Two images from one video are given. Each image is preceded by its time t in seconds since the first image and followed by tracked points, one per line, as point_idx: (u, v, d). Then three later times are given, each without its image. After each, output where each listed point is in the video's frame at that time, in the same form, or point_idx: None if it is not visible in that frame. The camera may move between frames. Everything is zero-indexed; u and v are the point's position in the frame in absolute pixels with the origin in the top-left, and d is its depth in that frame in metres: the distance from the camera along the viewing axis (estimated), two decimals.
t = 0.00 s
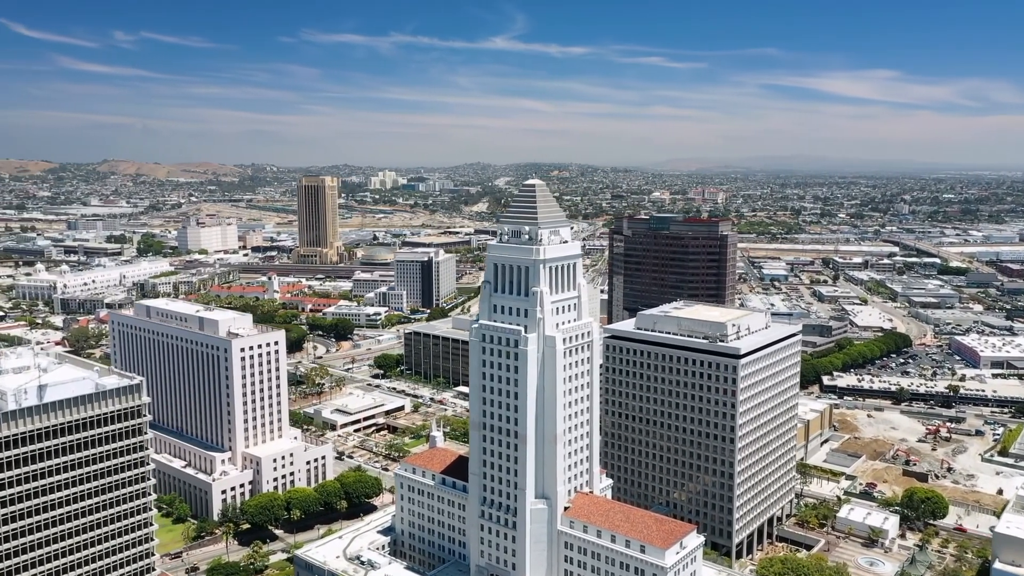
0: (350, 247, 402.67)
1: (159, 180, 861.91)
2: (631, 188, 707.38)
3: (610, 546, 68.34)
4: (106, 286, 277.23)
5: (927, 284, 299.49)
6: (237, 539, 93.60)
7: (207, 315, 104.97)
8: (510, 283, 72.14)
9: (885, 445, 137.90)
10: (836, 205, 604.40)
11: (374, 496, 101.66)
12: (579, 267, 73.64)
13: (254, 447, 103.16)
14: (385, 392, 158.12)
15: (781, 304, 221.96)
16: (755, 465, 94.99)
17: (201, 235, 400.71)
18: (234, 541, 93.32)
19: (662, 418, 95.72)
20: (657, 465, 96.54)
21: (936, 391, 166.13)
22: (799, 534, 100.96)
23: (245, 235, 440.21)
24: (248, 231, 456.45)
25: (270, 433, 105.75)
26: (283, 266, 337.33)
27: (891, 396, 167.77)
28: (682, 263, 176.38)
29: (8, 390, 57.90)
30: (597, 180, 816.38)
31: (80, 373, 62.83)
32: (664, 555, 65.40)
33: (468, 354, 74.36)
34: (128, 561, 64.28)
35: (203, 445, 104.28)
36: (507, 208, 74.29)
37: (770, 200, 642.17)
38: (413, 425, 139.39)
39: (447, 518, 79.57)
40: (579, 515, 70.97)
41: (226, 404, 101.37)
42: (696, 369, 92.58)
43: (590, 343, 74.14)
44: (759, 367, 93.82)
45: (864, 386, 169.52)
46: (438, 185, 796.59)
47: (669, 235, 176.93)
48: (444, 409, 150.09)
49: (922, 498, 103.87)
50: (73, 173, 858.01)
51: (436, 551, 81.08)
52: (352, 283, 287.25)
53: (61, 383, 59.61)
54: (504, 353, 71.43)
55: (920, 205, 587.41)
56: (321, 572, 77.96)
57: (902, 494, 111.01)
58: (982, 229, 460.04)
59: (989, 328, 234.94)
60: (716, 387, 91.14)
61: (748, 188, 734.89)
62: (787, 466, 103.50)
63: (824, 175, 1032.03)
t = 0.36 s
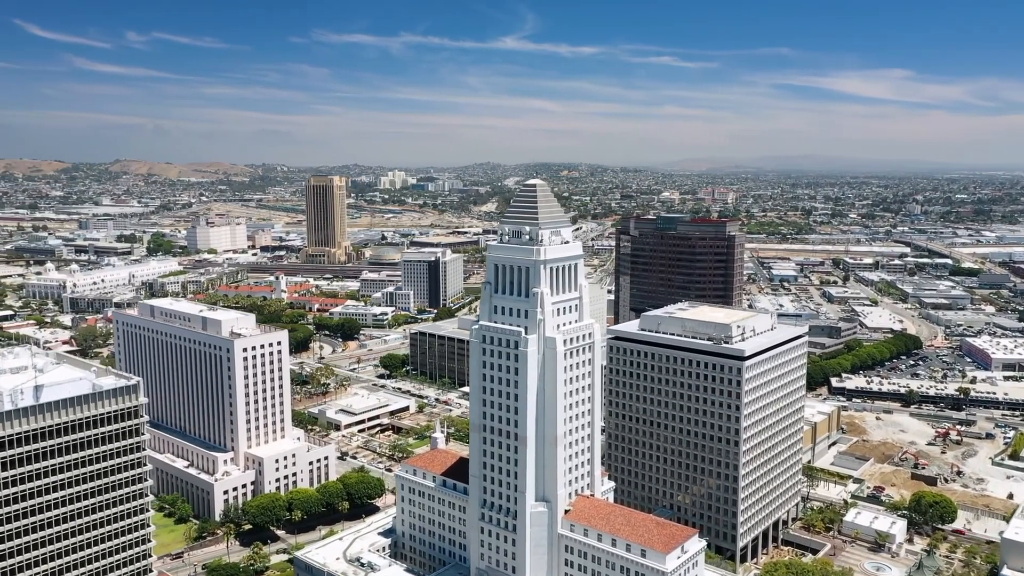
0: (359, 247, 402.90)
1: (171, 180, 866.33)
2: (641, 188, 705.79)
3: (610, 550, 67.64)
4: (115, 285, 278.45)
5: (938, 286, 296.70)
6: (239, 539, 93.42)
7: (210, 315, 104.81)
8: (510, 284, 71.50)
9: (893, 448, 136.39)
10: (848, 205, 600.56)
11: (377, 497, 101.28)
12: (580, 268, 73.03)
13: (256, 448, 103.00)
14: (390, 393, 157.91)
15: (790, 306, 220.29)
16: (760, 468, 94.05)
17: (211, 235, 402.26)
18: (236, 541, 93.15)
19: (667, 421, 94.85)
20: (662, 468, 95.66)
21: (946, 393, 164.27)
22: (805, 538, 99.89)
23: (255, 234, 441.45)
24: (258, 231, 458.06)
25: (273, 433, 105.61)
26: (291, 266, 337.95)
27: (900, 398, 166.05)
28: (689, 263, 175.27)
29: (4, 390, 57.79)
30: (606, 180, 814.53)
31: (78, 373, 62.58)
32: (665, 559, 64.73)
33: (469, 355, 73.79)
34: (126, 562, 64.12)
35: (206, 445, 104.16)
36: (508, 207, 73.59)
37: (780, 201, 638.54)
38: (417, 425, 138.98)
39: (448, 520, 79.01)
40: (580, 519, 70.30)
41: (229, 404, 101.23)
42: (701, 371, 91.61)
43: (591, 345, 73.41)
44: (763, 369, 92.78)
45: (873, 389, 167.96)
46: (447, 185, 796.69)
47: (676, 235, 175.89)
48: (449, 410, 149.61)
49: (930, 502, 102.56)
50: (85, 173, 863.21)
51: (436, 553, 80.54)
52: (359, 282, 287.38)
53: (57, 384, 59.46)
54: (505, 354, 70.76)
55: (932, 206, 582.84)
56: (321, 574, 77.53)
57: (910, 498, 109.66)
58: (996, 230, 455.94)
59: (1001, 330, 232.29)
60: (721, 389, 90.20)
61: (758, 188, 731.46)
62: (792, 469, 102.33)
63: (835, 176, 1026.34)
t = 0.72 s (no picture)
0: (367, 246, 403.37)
1: (182, 180, 870.81)
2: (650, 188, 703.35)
3: (611, 555, 66.83)
4: (124, 284, 279.68)
5: (950, 287, 293.75)
6: (241, 540, 93.15)
7: (213, 315, 104.61)
8: (511, 285, 70.82)
9: (902, 451, 134.90)
10: (859, 205, 596.40)
11: (379, 498, 100.80)
12: (582, 269, 72.20)
13: (259, 448, 102.79)
14: (396, 393, 157.64)
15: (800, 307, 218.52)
16: (766, 472, 93.02)
17: (221, 235, 403.74)
18: (238, 542, 92.88)
19: (671, 423, 93.90)
20: (666, 470, 94.78)
21: (957, 395, 162.26)
22: (811, 543, 98.71)
23: (264, 234, 442.65)
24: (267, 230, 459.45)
25: (275, 434, 105.41)
26: (300, 266, 338.56)
27: (910, 400, 164.23)
28: (697, 264, 173.98)
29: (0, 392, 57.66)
30: (616, 180, 812.69)
31: (74, 374, 62.36)
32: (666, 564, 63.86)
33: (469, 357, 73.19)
34: (124, 563, 63.93)
35: (208, 445, 104.14)
36: (509, 208, 72.90)
37: (792, 201, 634.82)
38: (422, 426, 138.52)
39: (449, 522, 78.40)
40: (580, 522, 69.49)
41: (231, 404, 101.03)
42: (705, 373, 90.61)
43: (593, 346, 72.61)
44: (769, 371, 91.63)
45: (883, 391, 166.24)
46: (457, 185, 796.74)
47: (683, 236, 174.66)
48: (454, 410, 149.07)
49: (939, 507, 101.10)
50: (98, 173, 868.82)
51: (437, 556, 79.93)
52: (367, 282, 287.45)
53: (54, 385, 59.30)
54: (505, 355, 70.11)
55: (945, 206, 577.79)
56: None
57: (918, 502, 108.24)
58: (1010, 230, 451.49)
59: (1013, 332, 229.55)
60: (725, 391, 89.18)
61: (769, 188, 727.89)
62: (798, 473, 101.14)
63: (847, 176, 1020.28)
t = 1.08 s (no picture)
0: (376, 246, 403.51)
1: (194, 179, 874.86)
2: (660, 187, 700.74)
3: (611, 558, 66.07)
4: (133, 283, 280.81)
5: (962, 287, 290.68)
6: (243, 541, 92.86)
7: (216, 314, 104.45)
8: (511, 285, 70.20)
9: (911, 454, 133.38)
10: (871, 205, 591.95)
11: (381, 499, 100.28)
12: (583, 269, 71.48)
13: (261, 448, 102.61)
14: (401, 393, 157.30)
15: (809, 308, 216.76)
16: (771, 475, 91.95)
17: (230, 234, 404.99)
18: (240, 543, 92.62)
19: (674, 424, 93.03)
20: (670, 472, 93.92)
21: (967, 397, 160.30)
22: (816, 546, 97.56)
23: (273, 233, 443.73)
24: (276, 229, 460.57)
25: (278, 434, 105.21)
26: (308, 265, 338.96)
27: (920, 402, 162.44)
28: (704, 264, 172.76)
29: None
30: (626, 179, 810.06)
31: (71, 374, 62.20)
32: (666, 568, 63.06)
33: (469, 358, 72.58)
34: (123, 563, 63.75)
35: (211, 444, 104.01)
36: (510, 208, 72.21)
37: (802, 200, 630.77)
38: (426, 426, 138.07)
39: (449, 524, 77.83)
40: (580, 525, 68.71)
41: (234, 404, 100.87)
42: (709, 374, 89.70)
43: (594, 348, 71.88)
44: (774, 373, 90.56)
45: (892, 393, 164.54)
46: (467, 185, 796.51)
47: (690, 235, 173.46)
48: (459, 411, 148.53)
49: (947, 510, 99.71)
50: (111, 172, 873.81)
51: (438, 558, 79.39)
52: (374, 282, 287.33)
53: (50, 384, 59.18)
54: (505, 357, 69.49)
55: (958, 206, 572.30)
56: None
57: (927, 505, 106.87)
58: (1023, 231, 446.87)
59: None
60: (730, 393, 88.24)
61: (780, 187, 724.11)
62: (804, 475, 100.02)
63: (859, 176, 1013.85)
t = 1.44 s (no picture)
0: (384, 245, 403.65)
1: (205, 179, 878.28)
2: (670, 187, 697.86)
3: (611, 562, 65.36)
4: (142, 282, 281.76)
5: (974, 289, 287.71)
6: (245, 541, 92.59)
7: (219, 314, 104.37)
8: (511, 285, 69.54)
9: (920, 457, 131.87)
10: (883, 206, 587.27)
11: (383, 499, 99.85)
12: (583, 270, 70.76)
13: (263, 448, 102.37)
14: (406, 393, 156.97)
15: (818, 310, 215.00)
16: (775, 478, 90.88)
17: (239, 233, 405.98)
18: (241, 543, 92.34)
19: (678, 426, 92.06)
20: (674, 474, 92.94)
21: (978, 400, 158.32)
22: (822, 550, 96.42)
23: (283, 232, 444.87)
24: (285, 229, 461.17)
25: (280, 435, 105.07)
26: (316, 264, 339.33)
27: (930, 405, 160.62)
28: (712, 264, 171.43)
29: None
30: (636, 179, 807.30)
31: (67, 374, 62.10)
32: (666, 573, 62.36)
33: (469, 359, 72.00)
34: (120, 564, 63.50)
35: (213, 444, 103.88)
36: (510, 208, 71.52)
37: (814, 201, 626.55)
38: (430, 426, 137.66)
39: (449, 526, 77.21)
40: (580, 529, 67.98)
41: (236, 404, 100.71)
42: (713, 376, 88.73)
43: (594, 349, 71.10)
44: (779, 374, 89.45)
45: (901, 395, 162.80)
46: (476, 185, 796.11)
47: (698, 236, 172.16)
48: (464, 411, 147.97)
49: (955, 515, 98.38)
50: (123, 171, 878.40)
51: (437, 560, 78.78)
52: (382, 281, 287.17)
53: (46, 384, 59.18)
54: (504, 358, 68.82)
55: (971, 206, 566.58)
56: None
57: (935, 510, 105.58)
58: None
59: None
60: (734, 395, 87.23)
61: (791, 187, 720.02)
62: (810, 478, 98.88)
63: (871, 176, 1006.84)
